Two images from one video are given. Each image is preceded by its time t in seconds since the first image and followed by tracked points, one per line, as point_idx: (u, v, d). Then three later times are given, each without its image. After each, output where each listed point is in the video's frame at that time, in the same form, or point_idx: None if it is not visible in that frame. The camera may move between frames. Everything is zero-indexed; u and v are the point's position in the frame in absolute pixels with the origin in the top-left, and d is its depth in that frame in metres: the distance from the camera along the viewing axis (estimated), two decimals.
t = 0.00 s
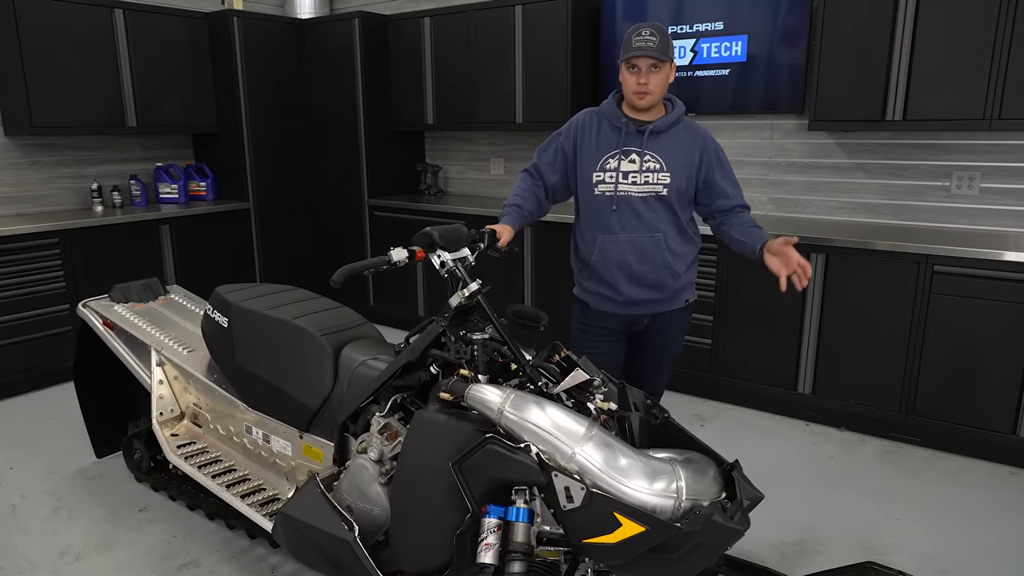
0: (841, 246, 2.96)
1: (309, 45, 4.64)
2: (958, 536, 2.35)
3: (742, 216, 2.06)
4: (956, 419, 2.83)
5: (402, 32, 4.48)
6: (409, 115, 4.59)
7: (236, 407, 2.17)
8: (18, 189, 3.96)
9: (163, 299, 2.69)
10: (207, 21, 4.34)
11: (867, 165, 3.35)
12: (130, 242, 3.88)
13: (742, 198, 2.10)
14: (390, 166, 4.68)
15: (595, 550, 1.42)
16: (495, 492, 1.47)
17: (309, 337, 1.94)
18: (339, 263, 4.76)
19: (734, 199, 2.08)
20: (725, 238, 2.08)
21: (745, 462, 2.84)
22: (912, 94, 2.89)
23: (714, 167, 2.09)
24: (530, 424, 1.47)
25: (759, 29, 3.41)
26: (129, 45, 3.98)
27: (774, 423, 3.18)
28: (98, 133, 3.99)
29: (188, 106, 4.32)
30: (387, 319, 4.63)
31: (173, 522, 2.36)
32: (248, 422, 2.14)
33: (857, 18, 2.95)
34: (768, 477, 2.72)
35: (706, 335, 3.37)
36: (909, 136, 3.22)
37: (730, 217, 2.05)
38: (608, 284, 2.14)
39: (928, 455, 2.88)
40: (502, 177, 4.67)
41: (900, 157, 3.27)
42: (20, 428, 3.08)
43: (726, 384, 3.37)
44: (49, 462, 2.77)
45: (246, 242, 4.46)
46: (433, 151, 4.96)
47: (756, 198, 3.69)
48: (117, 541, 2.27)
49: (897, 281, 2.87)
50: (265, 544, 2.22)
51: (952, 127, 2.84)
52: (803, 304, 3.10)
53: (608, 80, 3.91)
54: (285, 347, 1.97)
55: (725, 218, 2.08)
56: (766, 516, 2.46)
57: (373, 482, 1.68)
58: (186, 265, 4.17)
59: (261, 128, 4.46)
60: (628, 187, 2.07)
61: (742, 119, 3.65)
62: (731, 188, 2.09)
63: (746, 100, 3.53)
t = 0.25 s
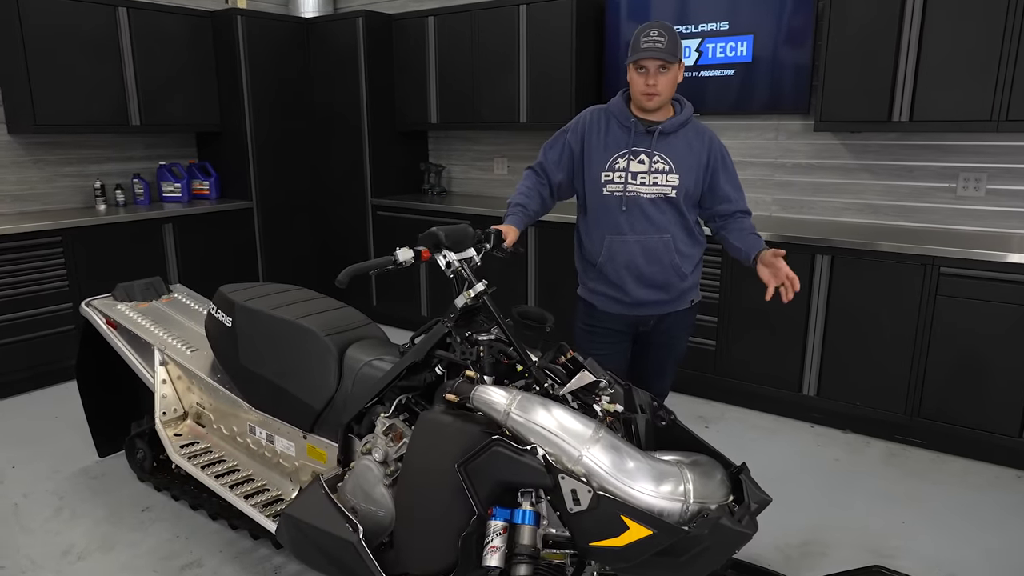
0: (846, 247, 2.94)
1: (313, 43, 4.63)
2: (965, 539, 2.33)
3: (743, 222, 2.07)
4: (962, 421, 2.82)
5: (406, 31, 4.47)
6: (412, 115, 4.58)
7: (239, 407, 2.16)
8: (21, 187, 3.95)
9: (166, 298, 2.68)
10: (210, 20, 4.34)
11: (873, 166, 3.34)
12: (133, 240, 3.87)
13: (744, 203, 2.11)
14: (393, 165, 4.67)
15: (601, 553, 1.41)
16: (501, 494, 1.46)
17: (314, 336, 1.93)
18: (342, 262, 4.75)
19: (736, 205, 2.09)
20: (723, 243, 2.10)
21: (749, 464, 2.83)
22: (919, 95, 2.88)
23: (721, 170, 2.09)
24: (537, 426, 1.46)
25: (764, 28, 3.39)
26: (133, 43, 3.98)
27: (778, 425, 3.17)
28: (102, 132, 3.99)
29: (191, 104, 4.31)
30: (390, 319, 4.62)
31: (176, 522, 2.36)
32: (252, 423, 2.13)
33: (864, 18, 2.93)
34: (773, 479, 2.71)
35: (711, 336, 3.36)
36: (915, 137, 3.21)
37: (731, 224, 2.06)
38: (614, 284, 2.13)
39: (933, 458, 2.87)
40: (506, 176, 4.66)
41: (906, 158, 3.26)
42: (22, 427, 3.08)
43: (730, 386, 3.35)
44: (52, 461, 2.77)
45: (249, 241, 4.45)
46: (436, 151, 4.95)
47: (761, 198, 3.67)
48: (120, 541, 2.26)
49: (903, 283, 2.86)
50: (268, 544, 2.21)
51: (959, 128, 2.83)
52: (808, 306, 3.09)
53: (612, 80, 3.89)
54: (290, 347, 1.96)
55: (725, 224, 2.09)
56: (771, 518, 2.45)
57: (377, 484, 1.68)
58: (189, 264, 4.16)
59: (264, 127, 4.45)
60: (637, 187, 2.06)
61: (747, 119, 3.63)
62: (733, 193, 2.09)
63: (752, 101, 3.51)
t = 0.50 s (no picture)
0: (847, 247, 2.93)
1: (311, 40, 4.60)
2: (966, 542, 2.32)
3: (740, 224, 2.05)
4: (963, 423, 2.81)
5: (405, 28, 4.45)
6: (411, 113, 4.55)
7: (236, 407, 2.14)
8: (16, 183, 3.93)
9: (162, 296, 2.66)
10: (208, 16, 4.31)
11: (874, 167, 3.33)
12: (129, 238, 3.84)
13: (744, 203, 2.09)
14: (391, 163, 4.65)
15: (603, 557, 1.40)
16: (501, 496, 1.44)
17: (312, 336, 1.91)
18: (340, 260, 4.73)
19: (734, 206, 2.07)
20: (717, 244, 2.08)
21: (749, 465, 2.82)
22: (921, 96, 2.87)
23: (721, 170, 2.07)
24: (537, 427, 1.44)
25: (765, 28, 3.37)
26: (130, 39, 3.95)
27: (777, 426, 3.16)
28: (98, 128, 3.96)
29: (188, 101, 4.28)
30: (388, 318, 4.60)
31: (172, 522, 2.34)
32: (248, 422, 2.11)
33: (866, 18, 2.92)
34: (772, 481, 2.70)
35: (710, 336, 3.34)
36: (916, 137, 3.20)
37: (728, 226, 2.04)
38: (614, 285, 2.11)
39: (933, 460, 2.86)
40: (505, 175, 4.64)
41: (907, 159, 3.24)
42: (16, 425, 3.05)
43: (729, 387, 3.34)
44: (46, 460, 2.75)
45: (246, 238, 4.43)
46: (435, 149, 4.93)
47: (761, 199, 3.66)
48: (115, 541, 2.24)
49: (904, 284, 2.84)
50: (265, 545, 2.19)
51: (960, 129, 2.81)
52: (808, 306, 3.07)
53: (612, 79, 3.88)
54: (287, 346, 1.94)
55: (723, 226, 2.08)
56: (771, 520, 2.43)
57: (376, 485, 1.66)
58: (185, 261, 4.13)
59: (261, 124, 4.42)
60: (636, 187, 2.04)
61: (748, 119, 3.62)
62: (732, 193, 2.07)
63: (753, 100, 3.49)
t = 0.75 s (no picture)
0: (846, 249, 2.92)
1: (306, 40, 4.57)
2: (967, 545, 2.30)
3: (736, 228, 2.02)
4: (962, 425, 2.80)
5: (401, 28, 4.42)
6: (407, 113, 4.53)
7: (231, 412, 2.11)
8: (8, 184, 3.88)
9: (155, 299, 2.63)
10: (202, 15, 4.27)
11: (872, 168, 3.32)
12: (123, 239, 3.81)
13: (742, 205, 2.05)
14: (387, 164, 4.62)
15: (605, 565, 1.37)
16: (501, 504, 1.42)
17: (308, 340, 1.89)
18: (336, 262, 4.70)
19: (733, 208, 2.04)
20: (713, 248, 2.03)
21: (748, 468, 2.80)
22: (920, 96, 2.86)
23: (719, 172, 2.05)
24: (537, 433, 1.42)
25: (763, 28, 3.36)
26: (123, 38, 3.91)
27: (776, 428, 3.14)
28: (91, 128, 3.92)
29: (182, 101, 4.25)
30: (384, 320, 4.57)
31: (165, 528, 2.30)
32: (243, 427, 2.08)
33: (865, 18, 2.90)
34: (771, 484, 2.68)
35: (708, 339, 3.33)
36: (915, 139, 3.19)
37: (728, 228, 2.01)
38: (612, 288, 2.09)
39: (933, 462, 2.85)
40: (501, 176, 4.62)
41: (906, 160, 3.23)
42: (7, 429, 3.02)
43: (728, 389, 3.32)
44: (38, 465, 2.71)
45: (240, 240, 4.39)
46: (431, 150, 4.90)
47: (759, 200, 3.64)
48: (107, 548, 2.21)
49: (903, 286, 2.83)
50: (260, 552, 2.16)
51: (960, 130, 2.80)
52: (807, 308, 3.06)
53: (609, 80, 3.86)
54: (283, 350, 1.92)
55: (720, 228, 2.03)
56: (771, 524, 2.41)
57: (373, 492, 1.63)
58: (179, 263, 4.09)
59: (256, 125, 4.39)
60: (634, 189, 2.03)
61: (746, 120, 3.60)
62: (730, 194, 2.04)
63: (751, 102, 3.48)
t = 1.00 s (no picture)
0: (848, 253, 2.90)
1: (303, 42, 4.54)
2: (973, 553, 2.28)
3: (754, 221, 1.97)
4: (966, 431, 2.77)
5: (398, 30, 4.39)
6: (404, 116, 4.50)
7: (227, 420, 2.07)
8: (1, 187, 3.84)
9: (150, 304, 2.59)
10: (198, 17, 4.24)
11: (873, 172, 3.30)
12: (117, 242, 3.76)
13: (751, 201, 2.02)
14: (384, 167, 4.58)
15: None
16: (504, 517, 1.38)
17: (305, 347, 1.85)
18: (333, 266, 4.66)
19: (744, 205, 2.00)
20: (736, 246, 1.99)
21: (750, 474, 2.77)
22: (922, 99, 2.84)
23: (722, 175, 2.02)
24: (540, 444, 1.39)
25: (763, 30, 3.34)
26: (118, 39, 3.87)
27: (778, 434, 3.12)
28: (85, 131, 3.88)
29: (178, 103, 4.21)
30: (381, 324, 4.54)
31: (160, 537, 2.26)
32: (239, 436, 2.04)
33: (866, 20, 2.88)
34: (774, 491, 2.65)
35: (709, 343, 3.30)
36: (916, 142, 3.17)
37: (742, 223, 1.96)
38: (611, 293, 2.06)
39: (936, 468, 2.82)
40: (499, 179, 4.59)
41: (908, 164, 3.21)
42: None
43: (729, 394, 3.30)
44: (30, 473, 2.67)
45: (236, 243, 4.35)
46: (428, 153, 4.87)
47: (759, 203, 3.62)
48: (100, 558, 2.16)
49: (906, 290, 2.81)
50: (256, 562, 2.13)
51: (963, 133, 2.78)
52: (809, 313, 3.03)
53: (609, 82, 3.83)
54: (280, 358, 1.88)
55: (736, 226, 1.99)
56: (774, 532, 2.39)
57: (371, 503, 1.60)
58: (174, 266, 4.05)
59: (252, 127, 4.35)
60: (633, 193, 2.00)
61: (746, 123, 3.58)
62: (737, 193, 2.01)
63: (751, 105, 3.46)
